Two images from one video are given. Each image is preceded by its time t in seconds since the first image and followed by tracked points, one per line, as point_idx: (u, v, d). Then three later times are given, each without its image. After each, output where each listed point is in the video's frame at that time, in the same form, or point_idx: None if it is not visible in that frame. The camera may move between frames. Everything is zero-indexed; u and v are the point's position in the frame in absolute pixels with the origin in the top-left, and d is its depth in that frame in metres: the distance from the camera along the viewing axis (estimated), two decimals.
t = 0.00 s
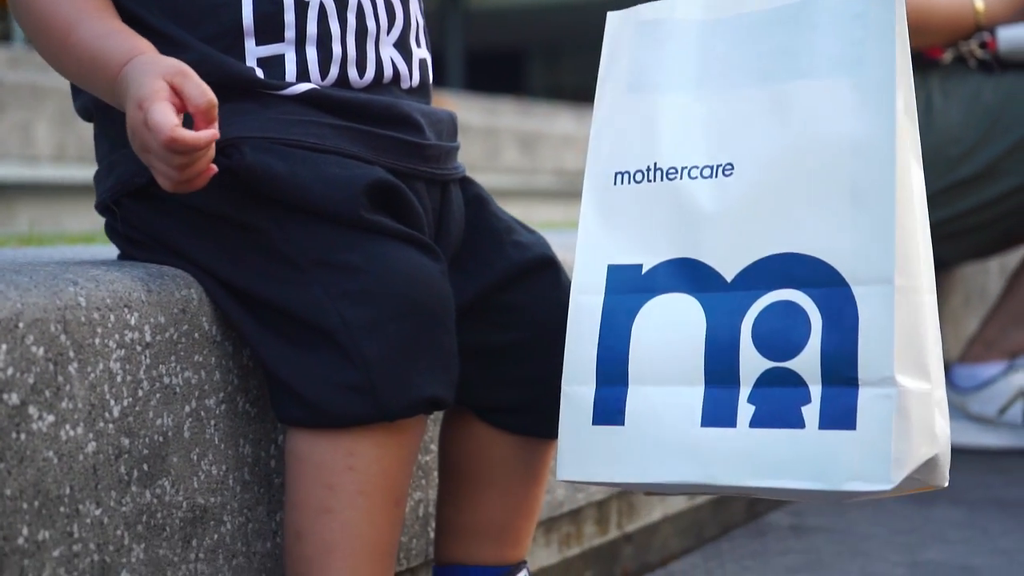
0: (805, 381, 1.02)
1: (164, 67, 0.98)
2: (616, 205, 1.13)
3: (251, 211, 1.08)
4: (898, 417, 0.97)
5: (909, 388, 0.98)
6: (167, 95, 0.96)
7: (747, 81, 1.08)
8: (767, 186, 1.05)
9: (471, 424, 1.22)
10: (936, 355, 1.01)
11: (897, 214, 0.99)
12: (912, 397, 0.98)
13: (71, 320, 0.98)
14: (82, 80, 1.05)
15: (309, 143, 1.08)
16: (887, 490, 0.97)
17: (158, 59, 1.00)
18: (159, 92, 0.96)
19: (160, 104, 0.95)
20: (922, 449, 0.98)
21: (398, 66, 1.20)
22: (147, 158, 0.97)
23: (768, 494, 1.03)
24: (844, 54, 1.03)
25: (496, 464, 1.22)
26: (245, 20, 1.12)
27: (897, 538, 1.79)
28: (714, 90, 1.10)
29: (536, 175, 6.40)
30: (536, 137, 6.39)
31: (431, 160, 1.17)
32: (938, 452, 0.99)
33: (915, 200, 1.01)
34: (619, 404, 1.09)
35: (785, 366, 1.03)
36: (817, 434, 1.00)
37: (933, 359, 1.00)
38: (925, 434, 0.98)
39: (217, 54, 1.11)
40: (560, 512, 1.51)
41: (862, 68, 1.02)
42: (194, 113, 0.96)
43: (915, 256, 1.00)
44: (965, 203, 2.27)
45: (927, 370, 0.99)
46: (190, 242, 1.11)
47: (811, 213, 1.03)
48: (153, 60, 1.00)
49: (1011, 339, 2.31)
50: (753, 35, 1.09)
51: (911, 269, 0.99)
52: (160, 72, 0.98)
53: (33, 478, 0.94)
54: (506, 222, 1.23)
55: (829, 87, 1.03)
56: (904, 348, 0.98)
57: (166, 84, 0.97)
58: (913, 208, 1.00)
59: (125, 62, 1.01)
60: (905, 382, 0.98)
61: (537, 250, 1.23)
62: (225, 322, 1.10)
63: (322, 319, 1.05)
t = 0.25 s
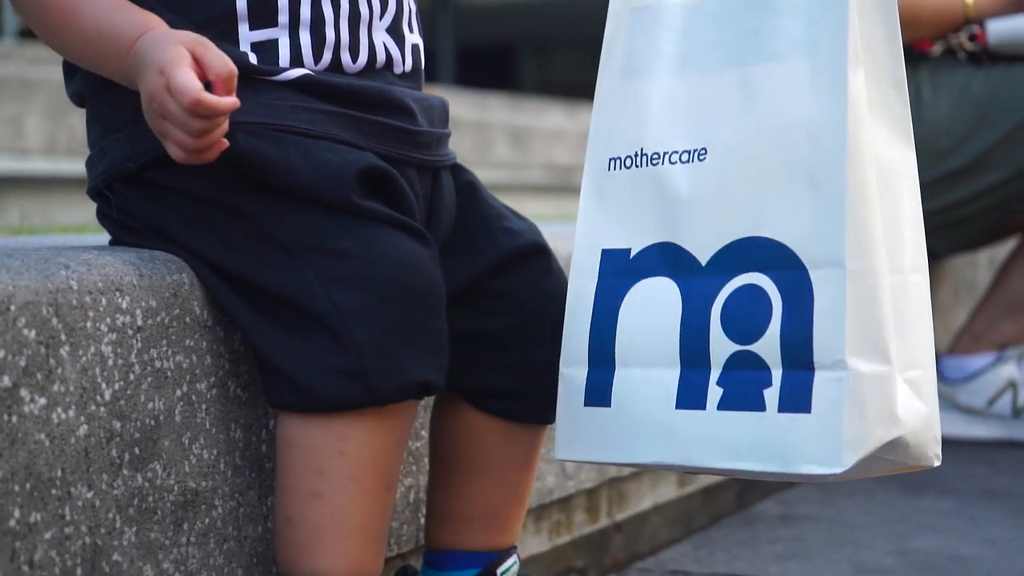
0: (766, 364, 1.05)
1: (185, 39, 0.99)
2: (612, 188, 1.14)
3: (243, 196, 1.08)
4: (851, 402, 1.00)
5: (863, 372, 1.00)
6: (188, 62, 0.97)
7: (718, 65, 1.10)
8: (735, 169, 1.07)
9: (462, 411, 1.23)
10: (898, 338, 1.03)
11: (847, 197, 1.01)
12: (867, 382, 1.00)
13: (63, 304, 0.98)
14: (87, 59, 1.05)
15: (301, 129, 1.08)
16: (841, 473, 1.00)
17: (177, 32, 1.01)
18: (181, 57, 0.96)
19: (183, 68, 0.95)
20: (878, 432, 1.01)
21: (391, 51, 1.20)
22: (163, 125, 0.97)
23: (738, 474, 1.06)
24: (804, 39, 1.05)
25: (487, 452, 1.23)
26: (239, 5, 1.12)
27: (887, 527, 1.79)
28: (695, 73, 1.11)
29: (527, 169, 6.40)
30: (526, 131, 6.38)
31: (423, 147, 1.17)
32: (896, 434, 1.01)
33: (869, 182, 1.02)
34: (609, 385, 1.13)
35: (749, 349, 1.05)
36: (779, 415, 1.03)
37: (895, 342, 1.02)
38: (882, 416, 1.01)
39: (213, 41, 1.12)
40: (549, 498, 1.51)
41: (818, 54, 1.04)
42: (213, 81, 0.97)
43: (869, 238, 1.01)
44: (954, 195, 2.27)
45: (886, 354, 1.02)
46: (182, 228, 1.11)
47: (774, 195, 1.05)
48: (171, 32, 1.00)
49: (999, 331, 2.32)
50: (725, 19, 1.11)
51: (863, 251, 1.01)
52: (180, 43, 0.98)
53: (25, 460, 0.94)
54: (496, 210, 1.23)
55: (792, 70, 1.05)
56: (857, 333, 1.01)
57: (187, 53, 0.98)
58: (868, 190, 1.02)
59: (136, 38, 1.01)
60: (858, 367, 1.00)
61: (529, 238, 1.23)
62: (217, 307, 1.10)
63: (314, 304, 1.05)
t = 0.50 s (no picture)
0: (726, 352, 1.11)
1: (204, 6, 0.99)
2: (610, 176, 1.22)
3: (235, 179, 1.08)
4: (793, 396, 1.04)
5: (805, 366, 1.05)
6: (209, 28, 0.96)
7: (689, 58, 1.16)
8: (700, 160, 1.14)
9: (455, 396, 1.23)
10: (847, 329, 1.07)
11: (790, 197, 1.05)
12: (808, 377, 1.04)
13: (55, 287, 0.98)
14: (93, 33, 1.04)
15: (294, 114, 1.08)
16: (784, 464, 1.05)
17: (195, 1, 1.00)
18: (204, 22, 0.96)
19: (208, 32, 0.95)
20: (822, 423, 1.05)
21: (384, 36, 1.20)
22: (182, 89, 0.96)
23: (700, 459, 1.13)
24: (754, 35, 1.10)
25: (478, 437, 1.23)
26: None
27: (876, 516, 1.80)
28: (675, 64, 1.17)
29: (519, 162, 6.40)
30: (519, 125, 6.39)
31: (415, 133, 1.17)
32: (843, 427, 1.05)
33: (819, 180, 1.06)
34: (602, 369, 1.22)
35: (709, 338, 1.12)
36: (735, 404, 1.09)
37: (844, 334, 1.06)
38: (827, 409, 1.05)
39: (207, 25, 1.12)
40: (541, 485, 1.51)
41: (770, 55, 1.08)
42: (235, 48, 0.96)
43: (817, 233, 1.06)
44: (941, 187, 2.27)
45: (833, 348, 1.05)
46: (174, 211, 1.11)
47: (736, 190, 1.10)
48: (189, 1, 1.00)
49: (989, 323, 2.32)
50: (698, 13, 1.16)
51: (811, 246, 1.06)
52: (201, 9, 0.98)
53: (18, 442, 0.95)
54: (489, 196, 1.24)
55: (744, 62, 1.10)
56: (801, 328, 1.05)
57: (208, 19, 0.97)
58: (816, 188, 1.06)
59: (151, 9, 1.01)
60: (801, 361, 1.05)
61: (521, 223, 1.23)
62: (208, 291, 1.11)
63: (307, 288, 1.05)
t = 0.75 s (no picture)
0: (681, 346, 1.13)
1: None
2: (614, 164, 1.25)
3: (230, 163, 1.08)
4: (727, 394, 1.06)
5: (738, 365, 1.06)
6: None
7: (661, 51, 1.18)
8: (664, 154, 1.16)
9: (450, 381, 1.23)
10: (789, 325, 1.08)
11: (725, 193, 1.07)
12: (744, 374, 1.06)
13: (51, 271, 0.98)
14: (88, 4, 1.04)
15: (289, 99, 1.09)
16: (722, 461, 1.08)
17: None
18: None
19: None
20: (758, 421, 1.06)
21: (380, 22, 1.21)
22: (203, 50, 0.95)
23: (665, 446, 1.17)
24: (699, 37, 1.11)
25: (474, 423, 1.23)
26: None
27: (868, 505, 1.80)
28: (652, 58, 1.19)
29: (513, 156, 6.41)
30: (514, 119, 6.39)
31: (410, 119, 1.17)
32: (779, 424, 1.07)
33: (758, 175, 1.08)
34: (601, 354, 1.28)
35: (669, 331, 1.15)
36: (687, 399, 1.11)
37: (781, 332, 1.07)
38: (762, 407, 1.06)
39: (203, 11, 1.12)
40: (534, 473, 1.52)
41: (710, 52, 1.10)
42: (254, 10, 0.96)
43: (754, 227, 1.07)
44: (933, 177, 2.28)
45: (768, 347, 1.07)
46: (169, 195, 1.11)
47: (688, 187, 1.13)
48: None
49: (982, 314, 2.33)
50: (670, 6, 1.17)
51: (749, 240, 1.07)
52: None
53: (13, 425, 0.95)
54: (483, 182, 1.24)
55: (694, 61, 1.12)
56: (734, 327, 1.07)
57: None
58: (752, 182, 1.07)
59: None
60: (733, 360, 1.06)
61: (515, 210, 1.23)
62: (203, 275, 1.11)
63: (301, 273, 1.05)
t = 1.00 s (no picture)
0: (642, 339, 1.17)
1: None
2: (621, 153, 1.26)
3: (227, 147, 1.08)
4: (664, 391, 1.09)
5: (673, 363, 1.09)
6: None
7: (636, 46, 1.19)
8: (632, 149, 1.18)
9: (444, 366, 1.24)
10: (721, 324, 1.08)
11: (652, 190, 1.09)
12: (675, 371, 1.09)
13: (48, 254, 0.99)
14: None
15: (285, 84, 1.09)
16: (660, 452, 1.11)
17: None
18: None
19: None
20: (691, 418, 1.09)
21: (377, 9, 1.21)
22: (221, 10, 0.95)
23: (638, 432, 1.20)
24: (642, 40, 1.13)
25: (469, 408, 1.24)
26: None
27: (862, 494, 1.81)
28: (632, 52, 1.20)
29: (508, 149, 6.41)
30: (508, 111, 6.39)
31: (406, 105, 1.17)
32: (711, 422, 1.08)
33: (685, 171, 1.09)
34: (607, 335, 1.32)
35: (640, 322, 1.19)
36: (647, 392, 1.14)
37: (712, 332, 1.08)
38: (694, 404, 1.08)
39: None
40: (529, 461, 1.52)
41: (647, 52, 1.11)
42: None
43: (681, 224, 1.09)
44: (931, 166, 2.28)
45: (699, 346, 1.08)
46: (166, 180, 1.11)
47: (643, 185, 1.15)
48: None
49: (975, 305, 2.33)
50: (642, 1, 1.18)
51: (676, 237, 1.09)
52: None
53: (11, 407, 0.95)
54: (479, 168, 1.24)
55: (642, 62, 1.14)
56: (667, 326, 1.09)
57: None
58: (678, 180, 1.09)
59: None
60: (666, 359, 1.09)
61: (511, 195, 1.24)
62: (200, 259, 1.11)
63: (298, 256, 1.05)
